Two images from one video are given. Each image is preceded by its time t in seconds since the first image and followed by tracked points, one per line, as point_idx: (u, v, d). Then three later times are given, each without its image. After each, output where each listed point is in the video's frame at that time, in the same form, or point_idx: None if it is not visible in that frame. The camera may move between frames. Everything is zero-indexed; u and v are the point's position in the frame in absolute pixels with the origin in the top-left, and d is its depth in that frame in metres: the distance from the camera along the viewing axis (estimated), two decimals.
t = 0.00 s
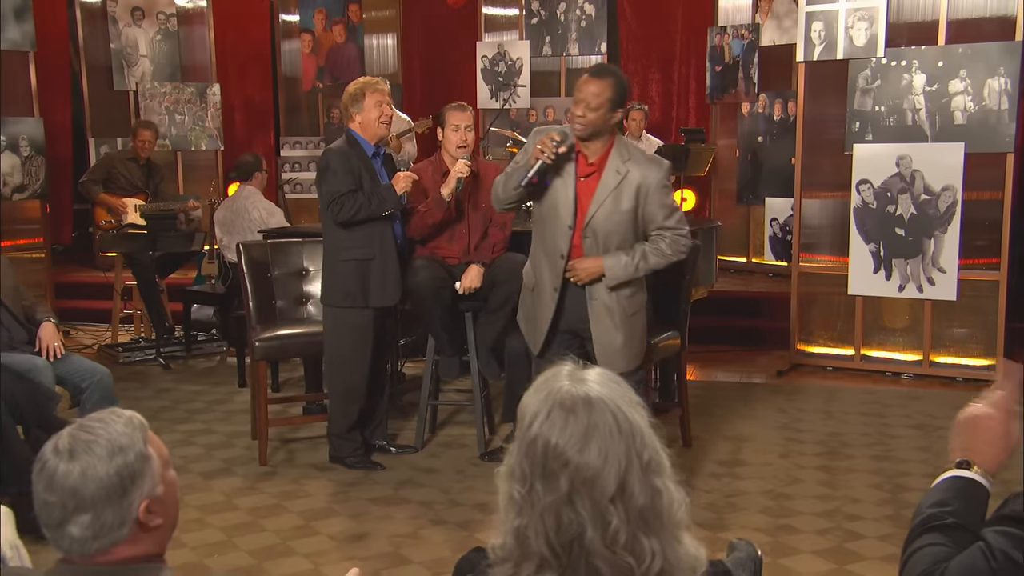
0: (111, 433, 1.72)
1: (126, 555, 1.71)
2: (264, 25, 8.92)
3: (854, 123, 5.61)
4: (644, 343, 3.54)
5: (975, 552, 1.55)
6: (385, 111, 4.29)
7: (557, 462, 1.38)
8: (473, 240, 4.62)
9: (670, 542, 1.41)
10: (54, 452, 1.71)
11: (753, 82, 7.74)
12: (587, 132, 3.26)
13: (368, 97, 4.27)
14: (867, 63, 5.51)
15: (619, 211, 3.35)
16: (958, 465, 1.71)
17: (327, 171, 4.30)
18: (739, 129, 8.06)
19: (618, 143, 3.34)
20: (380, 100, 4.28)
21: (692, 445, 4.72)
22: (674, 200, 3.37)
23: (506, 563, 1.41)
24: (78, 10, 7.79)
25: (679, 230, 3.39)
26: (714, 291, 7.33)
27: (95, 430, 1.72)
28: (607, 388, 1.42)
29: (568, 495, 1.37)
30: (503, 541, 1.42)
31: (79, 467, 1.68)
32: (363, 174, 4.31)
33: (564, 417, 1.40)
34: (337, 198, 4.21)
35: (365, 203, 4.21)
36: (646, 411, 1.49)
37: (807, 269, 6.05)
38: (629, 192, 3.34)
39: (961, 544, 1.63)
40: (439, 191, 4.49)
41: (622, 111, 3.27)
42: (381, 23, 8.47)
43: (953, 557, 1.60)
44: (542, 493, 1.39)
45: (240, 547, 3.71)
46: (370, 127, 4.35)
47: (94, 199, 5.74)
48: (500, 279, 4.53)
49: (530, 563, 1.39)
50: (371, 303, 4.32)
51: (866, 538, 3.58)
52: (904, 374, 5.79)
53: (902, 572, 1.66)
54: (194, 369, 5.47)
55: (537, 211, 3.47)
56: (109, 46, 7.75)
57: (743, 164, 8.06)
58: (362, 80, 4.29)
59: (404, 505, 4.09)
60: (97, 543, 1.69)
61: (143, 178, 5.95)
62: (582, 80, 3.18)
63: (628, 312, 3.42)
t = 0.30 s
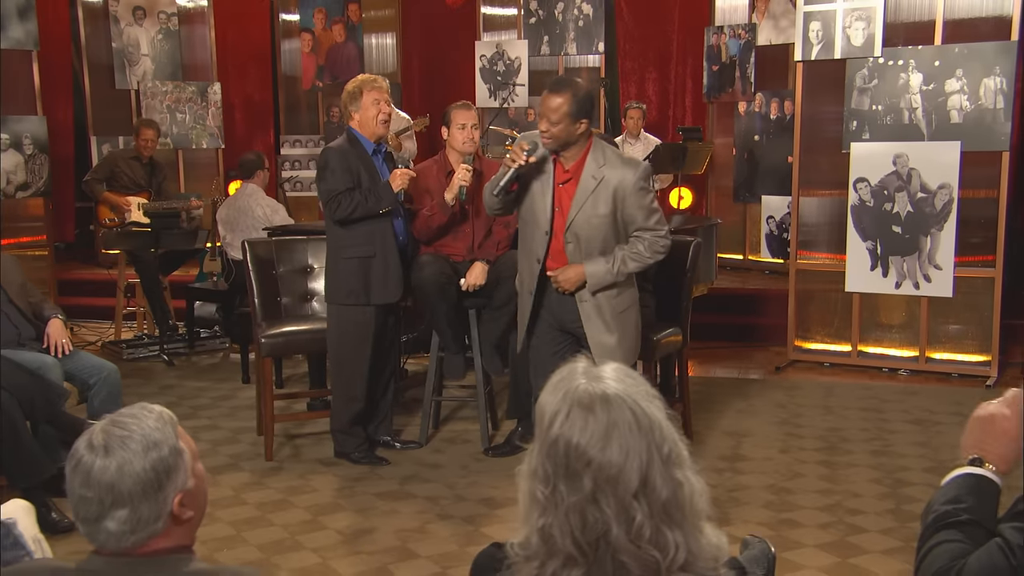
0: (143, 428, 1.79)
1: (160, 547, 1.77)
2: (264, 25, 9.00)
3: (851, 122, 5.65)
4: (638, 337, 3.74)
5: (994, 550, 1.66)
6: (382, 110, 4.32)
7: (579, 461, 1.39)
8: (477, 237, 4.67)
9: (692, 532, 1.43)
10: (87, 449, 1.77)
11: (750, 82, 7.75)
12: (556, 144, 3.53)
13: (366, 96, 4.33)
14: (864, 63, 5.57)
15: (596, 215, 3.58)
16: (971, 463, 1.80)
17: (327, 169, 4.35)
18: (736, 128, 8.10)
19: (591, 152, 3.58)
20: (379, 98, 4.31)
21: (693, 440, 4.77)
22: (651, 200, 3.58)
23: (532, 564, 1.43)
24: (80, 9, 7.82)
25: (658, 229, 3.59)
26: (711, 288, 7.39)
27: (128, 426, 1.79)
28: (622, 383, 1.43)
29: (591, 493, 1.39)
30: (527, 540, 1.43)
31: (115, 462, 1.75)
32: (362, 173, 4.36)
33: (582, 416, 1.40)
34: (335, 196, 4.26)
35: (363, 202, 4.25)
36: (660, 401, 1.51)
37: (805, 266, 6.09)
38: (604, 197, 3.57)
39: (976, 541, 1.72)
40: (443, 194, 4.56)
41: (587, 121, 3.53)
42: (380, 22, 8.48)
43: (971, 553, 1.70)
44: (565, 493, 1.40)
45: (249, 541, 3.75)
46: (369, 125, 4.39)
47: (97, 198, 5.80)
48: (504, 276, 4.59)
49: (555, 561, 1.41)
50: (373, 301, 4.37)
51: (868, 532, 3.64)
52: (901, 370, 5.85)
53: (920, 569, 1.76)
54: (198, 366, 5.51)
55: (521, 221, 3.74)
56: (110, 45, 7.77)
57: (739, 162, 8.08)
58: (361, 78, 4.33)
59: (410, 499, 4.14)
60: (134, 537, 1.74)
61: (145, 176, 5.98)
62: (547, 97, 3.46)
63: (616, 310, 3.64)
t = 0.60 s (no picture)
0: (171, 421, 1.79)
1: (185, 541, 1.77)
2: (265, 23, 9.03)
3: (850, 119, 5.72)
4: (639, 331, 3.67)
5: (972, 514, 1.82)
6: (382, 108, 4.36)
7: (605, 461, 1.41)
8: (482, 234, 4.74)
9: (718, 528, 1.45)
10: (115, 441, 1.77)
11: (748, 80, 7.82)
12: (541, 139, 3.51)
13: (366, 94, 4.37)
14: (862, 61, 5.63)
15: (586, 209, 3.55)
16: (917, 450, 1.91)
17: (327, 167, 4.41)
18: (734, 126, 8.13)
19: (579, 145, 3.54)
20: (379, 96, 4.34)
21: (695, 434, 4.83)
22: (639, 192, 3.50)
23: (559, 563, 1.45)
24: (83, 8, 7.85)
25: (650, 222, 3.52)
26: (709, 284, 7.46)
27: (156, 418, 1.79)
28: (645, 381, 1.46)
29: (618, 492, 1.41)
30: (553, 538, 1.46)
31: (144, 453, 1.75)
32: (360, 172, 4.39)
33: (607, 416, 1.43)
34: (332, 194, 4.32)
35: (359, 200, 4.30)
36: (683, 398, 1.54)
37: (803, 262, 6.16)
38: (593, 189, 3.53)
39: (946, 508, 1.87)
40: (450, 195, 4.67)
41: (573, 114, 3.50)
42: (381, 21, 8.44)
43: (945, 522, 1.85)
44: (593, 494, 1.42)
45: (259, 535, 3.80)
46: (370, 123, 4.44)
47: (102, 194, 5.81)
48: (509, 272, 4.62)
49: (582, 560, 1.43)
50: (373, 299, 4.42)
51: (870, 525, 3.70)
52: (898, 365, 5.92)
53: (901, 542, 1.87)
54: (203, 361, 5.56)
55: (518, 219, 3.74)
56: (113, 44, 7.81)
57: (736, 160, 8.12)
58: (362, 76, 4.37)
59: (417, 494, 4.19)
60: (161, 530, 1.74)
61: (149, 174, 6.02)
62: (532, 93, 3.45)
63: (613, 302, 3.59)
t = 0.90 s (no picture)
0: (199, 418, 1.81)
1: (214, 536, 1.78)
2: (265, 21, 9.08)
3: (849, 117, 5.77)
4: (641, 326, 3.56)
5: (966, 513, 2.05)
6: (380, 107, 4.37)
7: (633, 450, 1.45)
8: (487, 231, 4.77)
9: (743, 517, 1.48)
10: (144, 438, 1.79)
11: (747, 79, 7.92)
12: (536, 143, 3.40)
13: (365, 93, 4.36)
14: (861, 59, 5.68)
15: (582, 209, 3.42)
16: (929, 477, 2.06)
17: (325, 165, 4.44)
18: (731, 123, 8.16)
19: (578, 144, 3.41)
20: (378, 94, 4.33)
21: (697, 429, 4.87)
22: (630, 194, 3.35)
23: (586, 550, 1.48)
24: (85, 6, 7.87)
25: (631, 223, 3.35)
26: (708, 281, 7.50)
27: (184, 416, 1.81)
28: (670, 372, 1.50)
29: (646, 481, 1.45)
30: (581, 527, 1.50)
31: (173, 450, 1.77)
32: (356, 170, 4.41)
33: (635, 407, 1.47)
34: (326, 193, 4.37)
35: (352, 199, 4.36)
36: (707, 389, 1.57)
37: (802, 259, 6.21)
38: (586, 190, 3.40)
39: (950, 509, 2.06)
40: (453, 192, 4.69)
41: (566, 119, 3.36)
42: (381, 20, 8.42)
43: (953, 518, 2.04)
44: (621, 483, 1.46)
45: (268, 529, 3.83)
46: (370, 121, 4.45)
47: (106, 192, 5.86)
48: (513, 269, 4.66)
49: (611, 548, 1.46)
50: (372, 297, 4.44)
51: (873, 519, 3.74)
52: (897, 361, 5.97)
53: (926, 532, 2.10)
54: (207, 358, 5.60)
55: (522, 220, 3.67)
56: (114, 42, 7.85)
57: (734, 158, 8.15)
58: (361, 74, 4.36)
59: (424, 488, 4.22)
60: (191, 525, 1.75)
61: (152, 172, 6.03)
62: (526, 94, 3.33)
63: (614, 298, 3.48)
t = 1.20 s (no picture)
0: (225, 413, 1.84)
1: (242, 529, 1.82)
2: (264, 20, 9.12)
3: (846, 115, 5.82)
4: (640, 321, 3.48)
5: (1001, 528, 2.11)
6: (377, 105, 4.37)
7: (661, 451, 1.49)
8: (489, 228, 4.80)
9: (768, 517, 1.52)
10: (172, 433, 1.82)
11: (743, 77, 7.96)
12: (538, 138, 3.33)
13: (363, 90, 4.36)
14: (858, 58, 5.74)
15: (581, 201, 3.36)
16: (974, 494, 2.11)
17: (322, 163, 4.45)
18: (728, 121, 8.20)
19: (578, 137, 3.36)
20: (375, 92, 4.32)
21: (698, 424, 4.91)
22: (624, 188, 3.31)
23: (613, 548, 1.55)
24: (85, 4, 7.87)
25: (619, 214, 3.28)
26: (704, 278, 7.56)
27: (211, 410, 1.84)
28: (697, 374, 1.53)
29: (673, 481, 1.49)
30: (606, 526, 1.55)
31: (202, 445, 1.80)
32: (352, 169, 4.43)
33: (662, 408, 1.51)
34: (322, 190, 4.39)
35: (347, 197, 4.39)
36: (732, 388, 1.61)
37: (800, 256, 6.26)
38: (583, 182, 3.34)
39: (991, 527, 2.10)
40: (456, 189, 4.72)
41: (571, 113, 3.30)
42: (380, 18, 8.45)
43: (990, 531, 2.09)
44: (648, 483, 1.51)
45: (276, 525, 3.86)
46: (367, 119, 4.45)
47: (107, 189, 5.85)
48: (516, 266, 4.69)
49: (637, 547, 1.52)
50: (370, 297, 4.47)
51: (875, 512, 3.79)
52: (893, 356, 6.02)
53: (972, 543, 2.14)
54: (208, 354, 5.63)
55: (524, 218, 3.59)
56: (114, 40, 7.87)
57: (731, 156, 8.22)
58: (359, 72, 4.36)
59: (429, 484, 4.26)
60: (219, 519, 1.79)
61: (153, 169, 6.06)
62: (528, 89, 3.28)
63: (613, 292, 3.40)
